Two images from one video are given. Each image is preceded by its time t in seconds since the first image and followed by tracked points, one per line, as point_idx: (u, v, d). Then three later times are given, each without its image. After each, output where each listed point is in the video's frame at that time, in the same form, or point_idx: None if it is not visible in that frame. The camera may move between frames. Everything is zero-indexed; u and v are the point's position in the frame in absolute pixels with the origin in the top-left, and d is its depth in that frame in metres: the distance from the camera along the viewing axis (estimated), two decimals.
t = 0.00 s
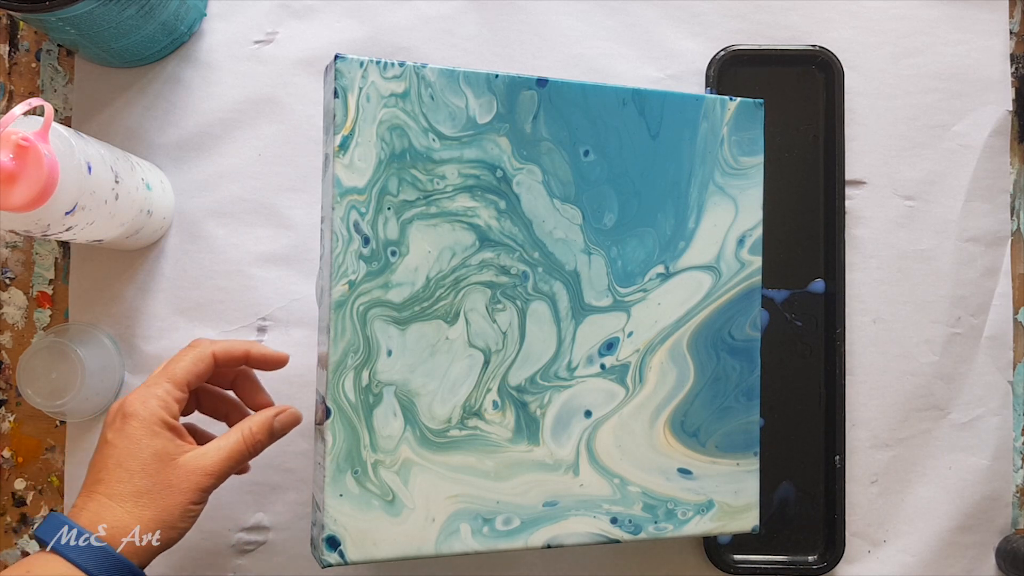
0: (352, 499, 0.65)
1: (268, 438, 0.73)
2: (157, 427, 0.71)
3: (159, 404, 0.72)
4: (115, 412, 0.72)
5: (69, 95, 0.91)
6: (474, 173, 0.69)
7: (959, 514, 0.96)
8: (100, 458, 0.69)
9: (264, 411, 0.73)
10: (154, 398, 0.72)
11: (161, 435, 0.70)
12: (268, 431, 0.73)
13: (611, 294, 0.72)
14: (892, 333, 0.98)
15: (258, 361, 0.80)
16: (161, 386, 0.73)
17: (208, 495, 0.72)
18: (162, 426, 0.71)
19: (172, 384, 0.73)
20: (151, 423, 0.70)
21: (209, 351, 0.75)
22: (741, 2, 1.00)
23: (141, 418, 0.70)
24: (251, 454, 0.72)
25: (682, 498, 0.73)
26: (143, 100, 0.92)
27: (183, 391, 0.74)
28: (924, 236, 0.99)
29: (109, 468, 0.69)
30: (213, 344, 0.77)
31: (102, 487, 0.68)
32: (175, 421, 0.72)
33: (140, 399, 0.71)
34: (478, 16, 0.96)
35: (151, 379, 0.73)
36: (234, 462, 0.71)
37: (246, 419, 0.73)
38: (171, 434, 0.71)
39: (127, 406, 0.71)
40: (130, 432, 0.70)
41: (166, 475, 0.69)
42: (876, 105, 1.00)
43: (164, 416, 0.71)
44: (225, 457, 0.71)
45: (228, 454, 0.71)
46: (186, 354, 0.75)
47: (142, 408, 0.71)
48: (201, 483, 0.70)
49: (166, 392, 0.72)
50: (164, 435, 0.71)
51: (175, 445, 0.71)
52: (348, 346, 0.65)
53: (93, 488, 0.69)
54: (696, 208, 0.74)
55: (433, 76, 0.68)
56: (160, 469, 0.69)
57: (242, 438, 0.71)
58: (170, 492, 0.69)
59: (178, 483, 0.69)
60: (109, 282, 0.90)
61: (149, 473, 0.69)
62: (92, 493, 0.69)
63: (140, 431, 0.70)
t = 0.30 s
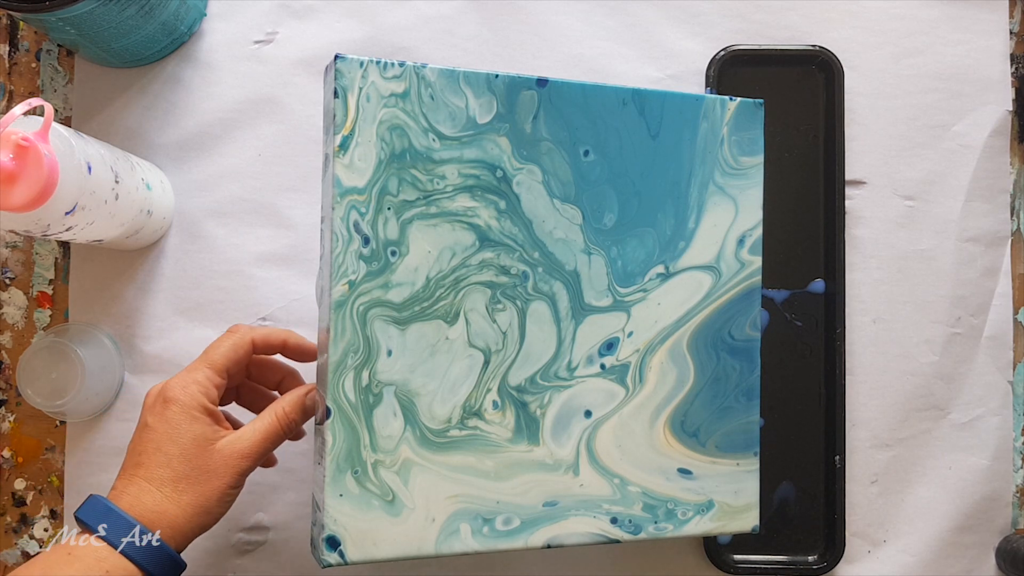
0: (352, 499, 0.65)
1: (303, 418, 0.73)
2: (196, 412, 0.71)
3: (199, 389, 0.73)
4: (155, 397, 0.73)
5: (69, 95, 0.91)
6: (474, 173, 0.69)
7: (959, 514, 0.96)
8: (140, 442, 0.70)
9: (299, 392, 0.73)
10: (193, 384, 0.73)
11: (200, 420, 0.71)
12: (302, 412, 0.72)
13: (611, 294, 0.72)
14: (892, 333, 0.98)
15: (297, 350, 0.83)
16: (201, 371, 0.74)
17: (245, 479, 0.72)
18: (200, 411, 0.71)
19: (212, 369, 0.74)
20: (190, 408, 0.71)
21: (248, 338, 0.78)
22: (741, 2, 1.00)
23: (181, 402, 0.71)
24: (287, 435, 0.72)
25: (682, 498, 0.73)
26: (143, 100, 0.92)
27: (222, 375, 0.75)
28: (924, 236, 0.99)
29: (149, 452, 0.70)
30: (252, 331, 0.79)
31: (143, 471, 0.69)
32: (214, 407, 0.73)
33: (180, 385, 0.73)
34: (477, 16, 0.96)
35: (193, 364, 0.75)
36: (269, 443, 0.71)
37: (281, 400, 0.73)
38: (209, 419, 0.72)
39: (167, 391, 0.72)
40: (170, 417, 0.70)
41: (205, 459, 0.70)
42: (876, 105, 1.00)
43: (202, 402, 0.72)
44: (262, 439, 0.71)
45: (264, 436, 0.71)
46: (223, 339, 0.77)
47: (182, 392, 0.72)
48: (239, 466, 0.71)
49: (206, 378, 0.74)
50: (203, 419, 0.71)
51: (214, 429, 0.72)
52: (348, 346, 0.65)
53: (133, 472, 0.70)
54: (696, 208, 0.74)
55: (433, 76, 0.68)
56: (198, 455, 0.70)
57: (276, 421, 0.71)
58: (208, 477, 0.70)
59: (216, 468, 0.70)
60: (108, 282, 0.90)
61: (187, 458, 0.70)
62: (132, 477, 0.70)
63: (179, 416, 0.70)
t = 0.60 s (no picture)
0: (352, 499, 0.65)
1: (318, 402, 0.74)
2: (215, 394, 0.72)
3: (219, 372, 0.73)
4: (174, 375, 0.73)
5: (69, 95, 0.91)
6: (474, 173, 0.69)
7: (959, 514, 0.96)
8: (158, 421, 0.71)
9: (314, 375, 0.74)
10: (214, 364, 0.73)
11: (219, 402, 0.72)
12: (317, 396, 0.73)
13: (611, 294, 0.72)
14: (892, 333, 0.98)
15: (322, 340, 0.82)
16: (223, 353, 0.74)
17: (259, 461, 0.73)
18: (220, 394, 0.72)
19: (233, 352, 0.74)
20: (210, 390, 0.71)
21: (275, 326, 0.78)
22: (741, 2, 1.00)
23: (201, 383, 0.71)
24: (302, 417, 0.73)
25: (682, 498, 0.73)
26: (143, 100, 0.92)
27: (243, 359, 0.75)
28: (924, 236, 0.99)
29: (166, 432, 0.70)
30: (279, 319, 0.79)
31: (159, 450, 0.70)
32: (233, 389, 0.73)
33: (201, 364, 0.73)
34: (477, 16, 0.96)
35: (215, 345, 0.75)
36: (285, 427, 0.72)
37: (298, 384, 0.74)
38: (227, 402, 0.72)
39: (188, 370, 0.72)
40: (189, 397, 0.71)
41: (222, 442, 0.71)
42: (876, 105, 1.00)
43: (222, 383, 0.72)
44: (278, 423, 0.72)
45: (280, 420, 0.72)
46: (251, 324, 0.77)
47: (203, 373, 0.72)
48: (254, 449, 0.72)
49: (227, 359, 0.74)
50: (222, 401, 0.72)
51: (232, 412, 0.72)
52: (348, 346, 0.65)
53: (149, 450, 0.70)
54: (696, 208, 0.74)
55: (433, 76, 0.68)
56: (216, 437, 0.71)
57: (293, 404, 0.72)
58: (223, 459, 0.71)
59: (233, 450, 0.71)
60: (108, 282, 0.90)
61: (204, 440, 0.70)
62: (148, 456, 0.70)
63: (199, 397, 0.71)
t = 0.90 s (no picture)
0: (352, 499, 0.65)
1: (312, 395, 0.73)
2: (210, 383, 0.73)
3: (215, 362, 0.74)
4: (171, 367, 0.74)
5: (69, 95, 0.91)
6: (474, 173, 0.69)
7: (959, 514, 0.96)
8: (153, 409, 0.72)
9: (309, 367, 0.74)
10: (210, 356, 0.74)
11: (213, 391, 0.72)
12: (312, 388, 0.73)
13: (611, 294, 0.72)
14: (892, 333, 0.98)
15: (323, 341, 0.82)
16: (219, 345, 0.75)
17: (253, 452, 0.73)
18: (214, 383, 0.73)
19: (230, 345, 0.76)
20: (204, 378, 0.72)
21: (274, 322, 0.79)
22: (741, 2, 1.00)
23: (196, 372, 0.73)
24: (295, 409, 0.73)
25: (682, 498, 0.73)
26: (143, 100, 0.92)
27: (239, 353, 0.76)
28: (924, 236, 0.99)
29: (160, 419, 0.71)
30: (280, 318, 0.80)
31: (152, 438, 0.70)
32: (227, 380, 0.74)
33: (196, 355, 0.74)
34: (477, 16, 0.96)
35: (212, 339, 0.76)
36: (278, 416, 0.72)
37: (292, 375, 0.74)
38: (222, 392, 0.73)
39: (184, 361, 0.73)
40: (183, 386, 0.72)
41: (214, 429, 0.71)
42: (876, 105, 1.00)
43: (217, 374, 0.73)
44: (270, 412, 0.72)
45: (274, 409, 0.72)
46: (251, 321, 0.79)
47: (198, 363, 0.73)
48: (247, 438, 0.72)
49: (223, 351, 0.75)
50: (216, 391, 0.73)
51: (226, 401, 0.73)
52: (348, 346, 0.65)
53: (143, 438, 0.71)
54: (696, 208, 0.74)
55: (433, 76, 0.68)
56: (208, 425, 0.71)
57: (286, 394, 0.72)
58: (216, 447, 0.71)
59: (225, 439, 0.71)
60: (109, 282, 0.90)
61: (197, 427, 0.71)
62: (142, 444, 0.71)
63: (192, 386, 0.72)
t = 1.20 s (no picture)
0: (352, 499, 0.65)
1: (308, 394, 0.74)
2: (207, 385, 0.73)
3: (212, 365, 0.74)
4: (170, 370, 0.75)
5: (69, 95, 0.91)
6: (474, 173, 0.69)
7: (959, 514, 0.96)
8: (153, 412, 0.72)
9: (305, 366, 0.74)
10: (207, 359, 0.74)
11: (211, 393, 0.73)
12: (308, 386, 0.73)
13: (611, 294, 0.72)
14: (892, 333, 0.98)
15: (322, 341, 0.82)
16: (216, 348, 0.75)
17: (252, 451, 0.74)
18: (212, 385, 0.73)
19: (227, 348, 0.76)
20: (202, 381, 0.72)
21: (271, 324, 0.79)
22: (741, 2, 1.00)
23: (193, 375, 0.73)
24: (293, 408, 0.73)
25: (682, 498, 0.73)
26: (143, 100, 0.92)
27: (238, 355, 0.76)
28: (924, 236, 0.99)
29: (159, 422, 0.71)
30: (277, 319, 0.80)
31: (151, 440, 0.71)
32: (225, 382, 0.74)
33: (194, 358, 0.74)
34: (477, 16, 0.96)
35: (210, 342, 0.76)
36: (276, 415, 0.73)
37: (289, 375, 0.74)
38: (219, 393, 0.73)
39: (181, 364, 0.73)
40: (181, 389, 0.72)
41: (212, 430, 0.71)
42: (876, 105, 1.00)
43: (215, 376, 0.73)
44: (268, 412, 0.72)
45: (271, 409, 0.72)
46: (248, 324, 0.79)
47: (196, 366, 0.73)
48: (245, 437, 0.72)
49: (220, 354, 0.75)
50: (214, 393, 0.73)
51: (224, 403, 0.73)
52: (348, 346, 0.66)
53: (142, 441, 0.71)
54: (696, 208, 0.74)
55: (433, 76, 0.68)
56: (207, 426, 0.71)
57: (282, 394, 0.72)
58: (214, 447, 0.71)
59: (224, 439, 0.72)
60: (108, 282, 0.90)
61: (195, 429, 0.71)
62: (141, 447, 0.71)
63: (190, 388, 0.72)
